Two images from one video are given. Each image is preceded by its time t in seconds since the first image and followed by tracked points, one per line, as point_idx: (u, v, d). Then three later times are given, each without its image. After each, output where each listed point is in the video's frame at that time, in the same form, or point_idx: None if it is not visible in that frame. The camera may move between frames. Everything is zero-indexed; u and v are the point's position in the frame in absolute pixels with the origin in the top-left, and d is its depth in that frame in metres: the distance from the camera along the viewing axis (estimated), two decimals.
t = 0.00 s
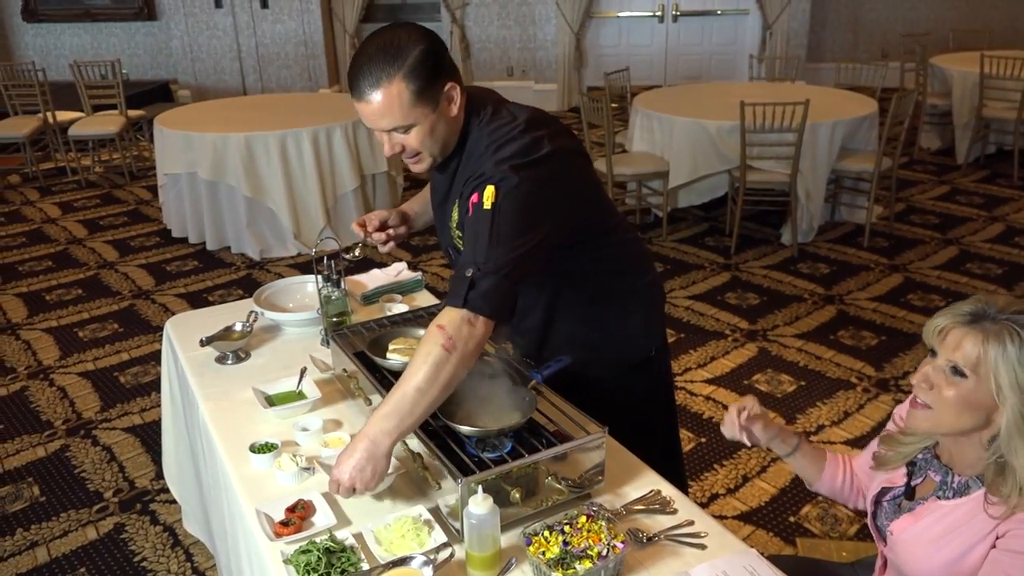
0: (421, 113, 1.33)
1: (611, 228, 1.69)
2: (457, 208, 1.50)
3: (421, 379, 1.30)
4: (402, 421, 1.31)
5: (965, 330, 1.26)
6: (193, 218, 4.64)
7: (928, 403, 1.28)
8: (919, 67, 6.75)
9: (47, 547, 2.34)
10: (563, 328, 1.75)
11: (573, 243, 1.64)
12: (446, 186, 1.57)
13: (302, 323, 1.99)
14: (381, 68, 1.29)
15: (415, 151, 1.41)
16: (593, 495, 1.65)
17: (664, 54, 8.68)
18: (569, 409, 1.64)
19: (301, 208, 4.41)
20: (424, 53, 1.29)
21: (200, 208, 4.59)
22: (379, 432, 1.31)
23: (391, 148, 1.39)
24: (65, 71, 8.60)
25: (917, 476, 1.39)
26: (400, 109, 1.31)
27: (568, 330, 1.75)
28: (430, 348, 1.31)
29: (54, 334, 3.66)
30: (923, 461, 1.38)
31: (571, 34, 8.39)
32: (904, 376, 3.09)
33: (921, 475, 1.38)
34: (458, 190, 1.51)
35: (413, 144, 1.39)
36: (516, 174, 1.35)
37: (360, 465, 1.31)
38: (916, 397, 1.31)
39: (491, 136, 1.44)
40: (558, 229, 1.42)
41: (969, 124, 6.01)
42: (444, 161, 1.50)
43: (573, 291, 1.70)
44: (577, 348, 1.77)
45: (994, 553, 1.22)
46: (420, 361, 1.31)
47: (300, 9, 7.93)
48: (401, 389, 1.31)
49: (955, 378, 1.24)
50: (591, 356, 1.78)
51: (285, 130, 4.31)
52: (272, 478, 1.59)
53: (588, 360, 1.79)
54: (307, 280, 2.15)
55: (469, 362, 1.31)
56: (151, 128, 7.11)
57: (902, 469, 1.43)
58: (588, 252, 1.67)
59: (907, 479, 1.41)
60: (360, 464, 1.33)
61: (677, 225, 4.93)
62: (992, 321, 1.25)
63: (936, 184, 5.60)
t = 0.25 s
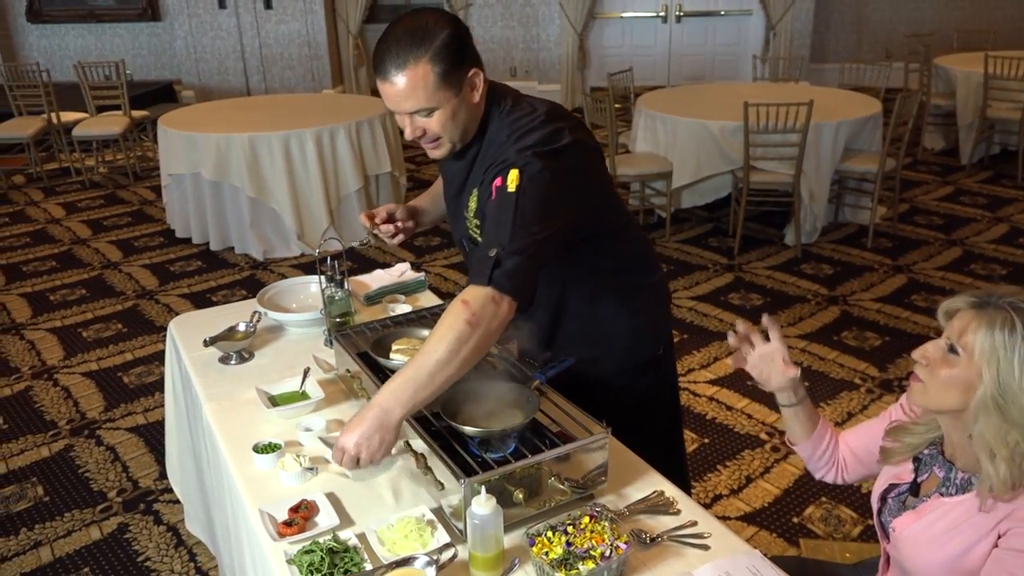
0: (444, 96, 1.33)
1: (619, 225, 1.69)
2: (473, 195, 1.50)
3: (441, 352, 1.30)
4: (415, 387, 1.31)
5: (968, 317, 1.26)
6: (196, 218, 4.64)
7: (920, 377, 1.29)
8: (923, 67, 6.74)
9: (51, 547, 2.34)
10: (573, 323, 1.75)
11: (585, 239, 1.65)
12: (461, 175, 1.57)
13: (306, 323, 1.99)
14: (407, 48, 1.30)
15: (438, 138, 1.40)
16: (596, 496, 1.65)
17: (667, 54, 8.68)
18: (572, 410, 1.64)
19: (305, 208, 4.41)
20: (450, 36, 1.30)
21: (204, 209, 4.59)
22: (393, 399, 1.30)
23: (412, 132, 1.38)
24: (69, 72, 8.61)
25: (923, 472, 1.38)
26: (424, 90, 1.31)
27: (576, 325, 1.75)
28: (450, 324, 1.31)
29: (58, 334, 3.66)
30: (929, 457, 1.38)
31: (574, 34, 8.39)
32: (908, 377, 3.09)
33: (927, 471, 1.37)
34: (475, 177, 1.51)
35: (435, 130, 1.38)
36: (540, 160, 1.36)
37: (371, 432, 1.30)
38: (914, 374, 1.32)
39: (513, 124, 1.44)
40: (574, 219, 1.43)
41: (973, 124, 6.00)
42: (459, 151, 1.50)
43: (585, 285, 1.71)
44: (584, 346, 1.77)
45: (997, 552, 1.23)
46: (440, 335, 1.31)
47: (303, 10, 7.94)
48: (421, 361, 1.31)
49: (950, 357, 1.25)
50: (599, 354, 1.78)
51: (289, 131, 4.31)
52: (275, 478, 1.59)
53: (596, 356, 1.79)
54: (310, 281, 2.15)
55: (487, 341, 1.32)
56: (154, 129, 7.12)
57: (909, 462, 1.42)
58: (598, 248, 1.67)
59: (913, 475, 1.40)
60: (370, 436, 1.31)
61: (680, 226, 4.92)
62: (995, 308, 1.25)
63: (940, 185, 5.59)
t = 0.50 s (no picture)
0: (477, 68, 1.37)
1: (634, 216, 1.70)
2: (507, 166, 1.54)
3: (493, 295, 1.31)
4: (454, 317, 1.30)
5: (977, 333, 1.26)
6: (199, 219, 4.65)
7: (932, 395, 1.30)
8: (926, 68, 6.73)
9: (54, 547, 2.34)
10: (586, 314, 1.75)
11: (605, 224, 1.68)
12: (489, 150, 1.60)
13: (309, 323, 1.99)
14: (440, 20, 1.33)
15: (469, 108, 1.43)
16: (599, 497, 1.65)
17: (670, 55, 8.68)
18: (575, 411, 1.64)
19: (308, 209, 4.42)
20: (486, 9, 1.35)
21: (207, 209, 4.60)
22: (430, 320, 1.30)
23: (445, 103, 1.41)
24: (73, 73, 8.63)
25: (928, 476, 1.38)
26: (460, 62, 1.34)
27: (589, 316, 1.75)
28: (504, 270, 1.31)
29: (61, 335, 3.67)
30: (934, 461, 1.37)
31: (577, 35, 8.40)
32: (911, 378, 3.09)
33: (932, 474, 1.37)
34: (512, 148, 1.54)
35: (467, 101, 1.41)
36: (583, 127, 1.43)
37: (405, 348, 1.30)
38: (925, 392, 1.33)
39: (549, 97, 1.51)
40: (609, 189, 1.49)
41: (976, 124, 5.99)
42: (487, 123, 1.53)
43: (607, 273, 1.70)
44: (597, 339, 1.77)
45: (1003, 557, 1.23)
46: (494, 276, 1.32)
47: (306, 11, 7.94)
48: (472, 297, 1.31)
49: (959, 376, 1.26)
50: (611, 349, 1.78)
51: (291, 131, 4.31)
52: (279, 478, 1.60)
53: (609, 349, 1.79)
54: (313, 281, 2.15)
55: (537, 298, 1.33)
56: (158, 130, 7.13)
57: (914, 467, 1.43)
58: (612, 236, 1.68)
59: (917, 479, 1.40)
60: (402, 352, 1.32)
61: (683, 226, 4.92)
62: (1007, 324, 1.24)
63: (943, 185, 5.58)
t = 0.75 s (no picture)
0: (540, 42, 1.37)
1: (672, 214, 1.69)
2: (570, 145, 1.56)
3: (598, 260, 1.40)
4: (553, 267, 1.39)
5: (984, 328, 1.26)
6: (202, 219, 4.65)
7: (938, 388, 1.29)
8: (929, 68, 6.72)
9: (57, 547, 2.35)
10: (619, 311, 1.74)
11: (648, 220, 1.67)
12: (538, 126, 1.59)
13: (311, 323, 1.99)
14: None
15: (532, 84, 1.43)
16: (601, 497, 1.65)
17: (672, 55, 8.69)
18: (577, 411, 1.64)
19: (310, 209, 4.42)
20: None
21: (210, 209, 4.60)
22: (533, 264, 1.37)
23: (506, 78, 1.41)
24: (76, 73, 8.65)
25: (931, 475, 1.38)
26: (524, 36, 1.34)
27: (625, 313, 1.74)
28: (608, 239, 1.42)
29: (64, 335, 3.68)
30: (936, 460, 1.37)
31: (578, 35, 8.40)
32: (914, 379, 3.08)
33: (935, 474, 1.37)
34: (577, 123, 1.55)
35: (527, 76, 1.41)
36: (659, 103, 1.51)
37: (515, 280, 1.36)
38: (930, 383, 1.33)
39: (607, 73, 1.55)
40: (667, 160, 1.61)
41: (979, 125, 5.99)
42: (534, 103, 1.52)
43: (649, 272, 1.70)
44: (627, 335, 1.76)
45: (1006, 558, 1.23)
46: (600, 241, 1.42)
47: (308, 11, 7.95)
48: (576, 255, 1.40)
49: (964, 368, 1.26)
50: (639, 347, 1.77)
51: (293, 132, 4.31)
52: (281, 479, 1.60)
53: (636, 348, 1.77)
54: (315, 281, 2.15)
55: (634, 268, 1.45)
56: (160, 130, 7.14)
57: (916, 465, 1.43)
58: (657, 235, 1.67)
59: (920, 478, 1.40)
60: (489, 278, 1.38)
61: (685, 226, 4.92)
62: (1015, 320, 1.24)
63: (946, 185, 5.57)
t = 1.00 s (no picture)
0: (618, 31, 1.47)
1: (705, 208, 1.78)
2: (648, 136, 1.65)
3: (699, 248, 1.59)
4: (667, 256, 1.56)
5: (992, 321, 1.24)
6: (203, 220, 4.66)
7: (942, 380, 1.29)
8: (931, 68, 6.71)
9: (59, 547, 2.35)
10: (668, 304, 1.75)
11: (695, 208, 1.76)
12: (613, 117, 1.67)
13: (312, 324, 1.99)
14: None
15: (604, 74, 1.53)
16: (602, 498, 1.65)
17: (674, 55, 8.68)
18: (578, 412, 1.65)
19: (311, 210, 4.42)
20: None
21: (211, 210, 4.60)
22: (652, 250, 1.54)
23: (581, 66, 1.50)
24: (78, 75, 8.67)
25: (932, 475, 1.38)
26: (605, 23, 1.44)
27: (678, 307, 1.76)
28: (704, 230, 1.59)
29: (66, 335, 3.68)
30: (937, 460, 1.37)
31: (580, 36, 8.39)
32: (916, 379, 3.08)
33: (936, 474, 1.37)
34: (656, 116, 1.64)
35: (602, 65, 1.51)
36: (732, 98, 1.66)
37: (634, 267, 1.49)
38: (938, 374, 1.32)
39: (680, 66, 1.65)
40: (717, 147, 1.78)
41: (981, 125, 5.98)
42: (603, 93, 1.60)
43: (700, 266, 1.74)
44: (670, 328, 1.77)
45: (1006, 558, 1.23)
46: (697, 231, 1.59)
47: (310, 12, 7.95)
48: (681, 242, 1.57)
49: (968, 360, 1.25)
50: (679, 341, 1.78)
51: (295, 132, 4.31)
52: (284, 480, 1.60)
53: (675, 343, 1.79)
54: (317, 282, 2.15)
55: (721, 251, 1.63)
56: (162, 131, 7.15)
57: (919, 464, 1.43)
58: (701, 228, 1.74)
59: (922, 477, 1.40)
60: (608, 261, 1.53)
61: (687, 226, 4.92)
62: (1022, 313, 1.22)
63: (947, 186, 5.57)
